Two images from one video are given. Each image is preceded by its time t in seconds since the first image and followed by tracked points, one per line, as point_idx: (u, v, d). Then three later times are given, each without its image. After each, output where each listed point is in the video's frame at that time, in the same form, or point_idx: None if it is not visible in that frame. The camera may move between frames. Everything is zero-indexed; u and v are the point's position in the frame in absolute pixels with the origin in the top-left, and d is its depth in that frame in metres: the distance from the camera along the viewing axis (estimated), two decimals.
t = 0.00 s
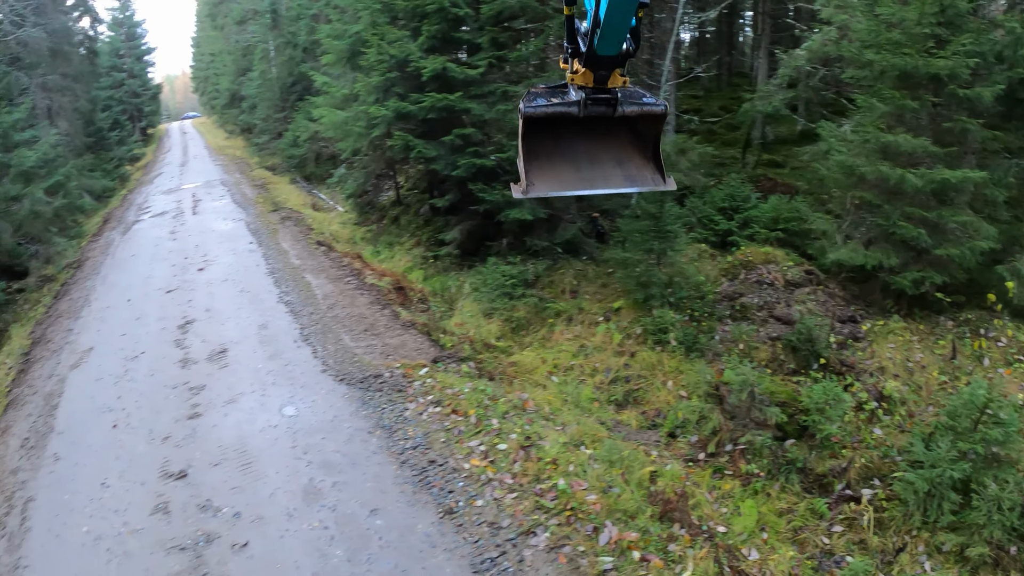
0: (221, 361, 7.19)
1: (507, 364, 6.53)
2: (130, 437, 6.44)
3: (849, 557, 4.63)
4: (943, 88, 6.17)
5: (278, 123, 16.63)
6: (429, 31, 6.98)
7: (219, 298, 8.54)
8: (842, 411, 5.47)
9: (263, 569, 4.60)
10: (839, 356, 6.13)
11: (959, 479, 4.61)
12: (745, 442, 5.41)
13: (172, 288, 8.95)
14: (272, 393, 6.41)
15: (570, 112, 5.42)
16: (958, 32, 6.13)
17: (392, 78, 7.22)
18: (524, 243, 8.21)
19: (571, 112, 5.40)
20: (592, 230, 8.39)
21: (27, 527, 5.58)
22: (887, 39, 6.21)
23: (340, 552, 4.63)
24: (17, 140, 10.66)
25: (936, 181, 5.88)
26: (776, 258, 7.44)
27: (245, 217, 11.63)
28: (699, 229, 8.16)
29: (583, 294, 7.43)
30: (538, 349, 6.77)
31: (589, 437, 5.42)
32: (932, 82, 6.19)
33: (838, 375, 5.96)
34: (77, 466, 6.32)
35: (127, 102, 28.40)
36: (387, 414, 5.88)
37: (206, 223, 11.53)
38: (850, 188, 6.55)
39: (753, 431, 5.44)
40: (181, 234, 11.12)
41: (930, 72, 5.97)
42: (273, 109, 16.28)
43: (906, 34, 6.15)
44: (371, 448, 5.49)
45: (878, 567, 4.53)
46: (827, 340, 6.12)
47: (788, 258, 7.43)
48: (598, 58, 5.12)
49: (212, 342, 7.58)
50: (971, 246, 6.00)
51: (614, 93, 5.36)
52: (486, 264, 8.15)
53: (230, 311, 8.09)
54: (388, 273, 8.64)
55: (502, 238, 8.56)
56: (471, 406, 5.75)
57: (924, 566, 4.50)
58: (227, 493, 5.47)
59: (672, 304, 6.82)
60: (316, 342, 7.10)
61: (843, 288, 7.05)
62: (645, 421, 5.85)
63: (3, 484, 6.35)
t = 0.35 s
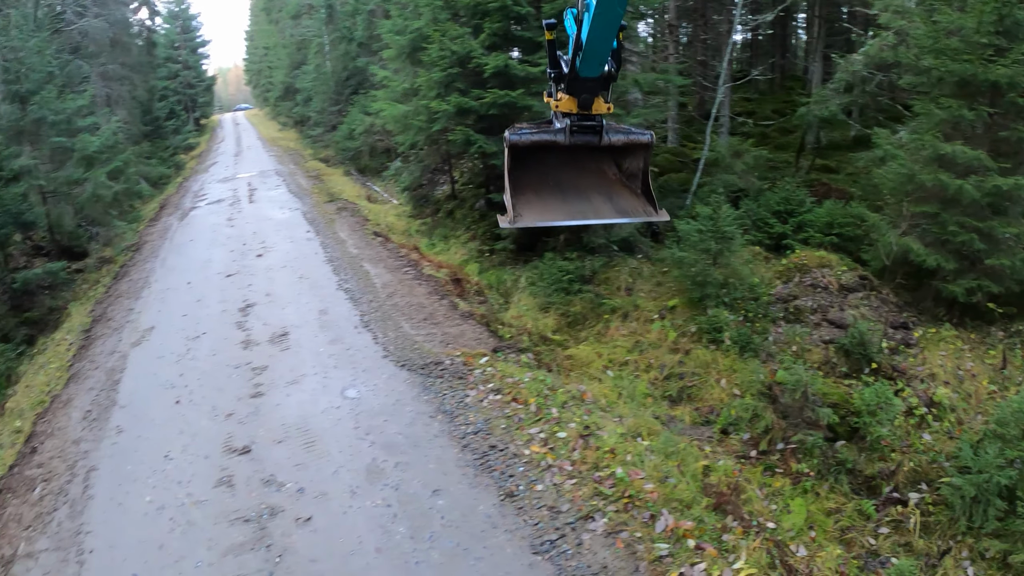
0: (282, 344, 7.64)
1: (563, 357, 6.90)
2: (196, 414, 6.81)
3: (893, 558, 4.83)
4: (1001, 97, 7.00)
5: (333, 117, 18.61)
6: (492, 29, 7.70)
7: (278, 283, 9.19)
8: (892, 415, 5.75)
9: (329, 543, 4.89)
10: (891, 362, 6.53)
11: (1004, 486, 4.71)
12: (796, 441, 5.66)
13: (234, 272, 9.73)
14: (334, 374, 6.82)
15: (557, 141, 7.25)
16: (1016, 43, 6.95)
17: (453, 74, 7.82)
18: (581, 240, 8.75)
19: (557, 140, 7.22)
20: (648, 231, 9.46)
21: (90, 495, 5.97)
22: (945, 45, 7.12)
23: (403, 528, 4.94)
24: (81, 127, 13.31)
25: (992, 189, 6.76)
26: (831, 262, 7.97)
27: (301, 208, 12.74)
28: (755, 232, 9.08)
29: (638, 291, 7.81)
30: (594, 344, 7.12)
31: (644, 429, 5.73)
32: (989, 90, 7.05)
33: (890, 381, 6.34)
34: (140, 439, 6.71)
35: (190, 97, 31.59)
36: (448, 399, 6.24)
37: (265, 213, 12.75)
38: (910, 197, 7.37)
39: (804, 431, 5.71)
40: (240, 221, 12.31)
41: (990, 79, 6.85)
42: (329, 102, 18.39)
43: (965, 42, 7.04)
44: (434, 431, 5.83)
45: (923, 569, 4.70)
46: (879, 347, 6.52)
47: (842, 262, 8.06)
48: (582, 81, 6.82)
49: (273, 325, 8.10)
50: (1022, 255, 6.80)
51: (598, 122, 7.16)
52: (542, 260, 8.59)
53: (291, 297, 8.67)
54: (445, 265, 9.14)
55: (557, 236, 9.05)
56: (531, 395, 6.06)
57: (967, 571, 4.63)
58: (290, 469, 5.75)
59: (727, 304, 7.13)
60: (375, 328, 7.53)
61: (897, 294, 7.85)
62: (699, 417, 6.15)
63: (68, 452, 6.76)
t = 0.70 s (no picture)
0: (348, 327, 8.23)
1: (621, 353, 7.25)
2: (264, 392, 7.19)
3: (940, 565, 4.79)
4: None
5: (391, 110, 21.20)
6: (556, 25, 8.34)
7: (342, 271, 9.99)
8: (946, 423, 5.82)
9: (394, 519, 5.17)
10: (946, 372, 6.84)
11: None
12: (850, 445, 5.76)
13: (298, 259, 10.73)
14: (399, 359, 7.31)
15: (550, 163, 8.15)
16: None
17: (518, 71, 8.53)
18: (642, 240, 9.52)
19: (550, 162, 8.13)
20: (709, 232, 10.28)
21: (157, 464, 6.32)
22: (1009, 55, 7.91)
23: (467, 508, 5.19)
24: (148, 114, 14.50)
25: None
26: (887, 269, 8.66)
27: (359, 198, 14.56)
28: (814, 238, 10.18)
29: (696, 291, 8.48)
30: (651, 340, 7.53)
31: (701, 425, 5.93)
32: None
33: (945, 389, 6.66)
34: (205, 413, 7.07)
35: (244, 86, 36.95)
36: (511, 387, 6.64)
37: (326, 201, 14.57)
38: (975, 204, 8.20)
39: (859, 435, 5.79)
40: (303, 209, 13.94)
41: None
42: (388, 96, 20.93)
43: None
44: (498, 417, 6.18)
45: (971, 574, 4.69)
46: (935, 357, 6.86)
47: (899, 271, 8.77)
48: (574, 104, 7.74)
49: (339, 310, 8.72)
50: None
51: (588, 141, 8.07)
52: (601, 257, 9.12)
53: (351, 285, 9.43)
54: (506, 259, 9.91)
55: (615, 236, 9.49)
56: (593, 387, 6.42)
57: None
58: (357, 447, 6.07)
59: (785, 306, 7.81)
60: (439, 317, 8.13)
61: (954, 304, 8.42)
62: (754, 417, 6.37)
63: (135, 423, 7.15)
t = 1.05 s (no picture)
0: (388, 319, 8.72)
1: (658, 351, 7.45)
2: (305, 380, 7.44)
3: (971, 571, 4.75)
4: None
5: (429, 108, 23.88)
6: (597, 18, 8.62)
7: (381, 264, 10.78)
8: (980, 431, 5.85)
9: (434, 506, 5.32)
10: (979, 380, 6.99)
11: None
12: (883, 449, 5.80)
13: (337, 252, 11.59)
14: (439, 351, 7.71)
15: (550, 175, 8.00)
16: None
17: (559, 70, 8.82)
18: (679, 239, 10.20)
19: (548, 174, 8.02)
20: (746, 233, 10.75)
21: (199, 447, 6.53)
22: None
23: (507, 498, 5.33)
24: (190, 106, 14.98)
25: None
26: (926, 276, 8.81)
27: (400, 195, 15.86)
28: (852, 243, 10.32)
29: (733, 293, 9.10)
30: (689, 340, 7.91)
31: (737, 425, 6.02)
32: None
33: (978, 397, 6.81)
34: (246, 399, 7.29)
35: (278, 78, 39.24)
36: (551, 381, 6.93)
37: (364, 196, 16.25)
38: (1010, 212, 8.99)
39: (893, 440, 5.84)
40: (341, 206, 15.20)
41: None
42: (427, 93, 23.70)
43: None
44: (537, 410, 6.40)
45: None
46: (969, 366, 7.01)
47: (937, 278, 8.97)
48: (571, 118, 7.74)
49: (379, 303, 9.24)
50: None
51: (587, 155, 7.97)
52: (640, 258, 9.78)
53: (392, 277, 10.13)
54: (546, 257, 10.49)
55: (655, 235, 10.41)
56: (631, 383, 6.62)
57: None
58: (397, 436, 6.26)
59: (822, 310, 8.13)
60: (480, 311, 8.64)
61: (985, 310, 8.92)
62: (789, 420, 6.48)
63: (176, 407, 7.39)
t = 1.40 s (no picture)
0: (416, 314, 9.06)
1: (684, 351, 7.59)
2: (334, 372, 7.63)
3: None
4: None
5: (455, 105, 24.60)
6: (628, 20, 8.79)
7: (409, 261, 11.23)
8: (1004, 435, 5.73)
9: (462, 498, 5.44)
10: (1005, 387, 6.94)
11: None
12: (907, 453, 5.82)
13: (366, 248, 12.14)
14: (466, 346, 7.95)
15: (546, 193, 8.34)
16: None
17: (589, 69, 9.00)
18: (704, 241, 10.54)
19: (546, 192, 8.35)
20: (771, 236, 10.99)
21: (229, 436, 6.68)
22: None
23: (534, 492, 5.43)
24: (220, 102, 15.26)
25: None
26: (952, 281, 8.87)
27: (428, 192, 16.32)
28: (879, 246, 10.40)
29: (759, 295, 9.31)
30: (714, 341, 8.06)
31: (762, 425, 6.11)
32: None
33: (1005, 403, 6.81)
34: (275, 390, 7.47)
35: (304, 76, 39.90)
36: (578, 378, 7.09)
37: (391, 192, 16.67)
38: None
39: (916, 444, 5.85)
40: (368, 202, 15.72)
41: None
42: (453, 91, 24.36)
43: None
44: (565, 407, 6.55)
45: None
46: (996, 372, 7.01)
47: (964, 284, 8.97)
48: (568, 137, 8.09)
49: (408, 298, 9.60)
50: None
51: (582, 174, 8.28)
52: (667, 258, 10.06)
53: (421, 273, 10.55)
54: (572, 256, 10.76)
55: (682, 236, 10.89)
56: (657, 382, 6.75)
57: None
58: (426, 429, 6.41)
59: (848, 313, 8.35)
60: (508, 307, 8.95)
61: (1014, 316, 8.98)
62: (813, 421, 6.62)
63: (206, 396, 7.56)
